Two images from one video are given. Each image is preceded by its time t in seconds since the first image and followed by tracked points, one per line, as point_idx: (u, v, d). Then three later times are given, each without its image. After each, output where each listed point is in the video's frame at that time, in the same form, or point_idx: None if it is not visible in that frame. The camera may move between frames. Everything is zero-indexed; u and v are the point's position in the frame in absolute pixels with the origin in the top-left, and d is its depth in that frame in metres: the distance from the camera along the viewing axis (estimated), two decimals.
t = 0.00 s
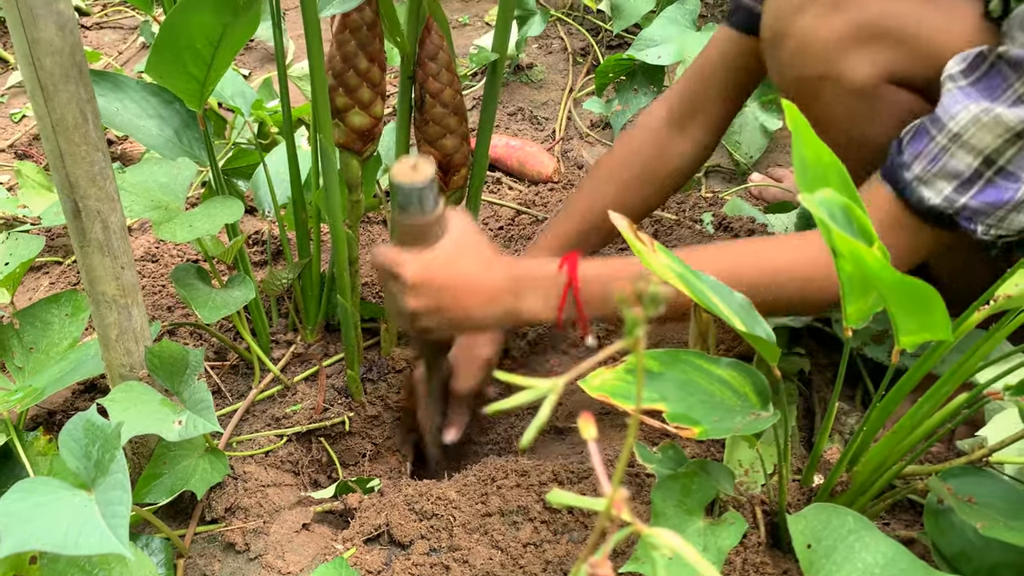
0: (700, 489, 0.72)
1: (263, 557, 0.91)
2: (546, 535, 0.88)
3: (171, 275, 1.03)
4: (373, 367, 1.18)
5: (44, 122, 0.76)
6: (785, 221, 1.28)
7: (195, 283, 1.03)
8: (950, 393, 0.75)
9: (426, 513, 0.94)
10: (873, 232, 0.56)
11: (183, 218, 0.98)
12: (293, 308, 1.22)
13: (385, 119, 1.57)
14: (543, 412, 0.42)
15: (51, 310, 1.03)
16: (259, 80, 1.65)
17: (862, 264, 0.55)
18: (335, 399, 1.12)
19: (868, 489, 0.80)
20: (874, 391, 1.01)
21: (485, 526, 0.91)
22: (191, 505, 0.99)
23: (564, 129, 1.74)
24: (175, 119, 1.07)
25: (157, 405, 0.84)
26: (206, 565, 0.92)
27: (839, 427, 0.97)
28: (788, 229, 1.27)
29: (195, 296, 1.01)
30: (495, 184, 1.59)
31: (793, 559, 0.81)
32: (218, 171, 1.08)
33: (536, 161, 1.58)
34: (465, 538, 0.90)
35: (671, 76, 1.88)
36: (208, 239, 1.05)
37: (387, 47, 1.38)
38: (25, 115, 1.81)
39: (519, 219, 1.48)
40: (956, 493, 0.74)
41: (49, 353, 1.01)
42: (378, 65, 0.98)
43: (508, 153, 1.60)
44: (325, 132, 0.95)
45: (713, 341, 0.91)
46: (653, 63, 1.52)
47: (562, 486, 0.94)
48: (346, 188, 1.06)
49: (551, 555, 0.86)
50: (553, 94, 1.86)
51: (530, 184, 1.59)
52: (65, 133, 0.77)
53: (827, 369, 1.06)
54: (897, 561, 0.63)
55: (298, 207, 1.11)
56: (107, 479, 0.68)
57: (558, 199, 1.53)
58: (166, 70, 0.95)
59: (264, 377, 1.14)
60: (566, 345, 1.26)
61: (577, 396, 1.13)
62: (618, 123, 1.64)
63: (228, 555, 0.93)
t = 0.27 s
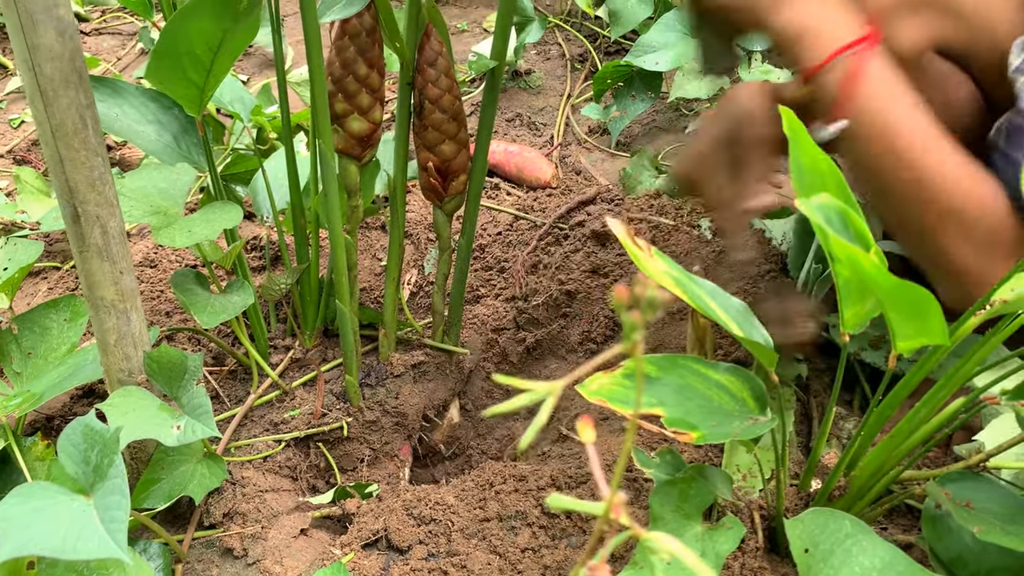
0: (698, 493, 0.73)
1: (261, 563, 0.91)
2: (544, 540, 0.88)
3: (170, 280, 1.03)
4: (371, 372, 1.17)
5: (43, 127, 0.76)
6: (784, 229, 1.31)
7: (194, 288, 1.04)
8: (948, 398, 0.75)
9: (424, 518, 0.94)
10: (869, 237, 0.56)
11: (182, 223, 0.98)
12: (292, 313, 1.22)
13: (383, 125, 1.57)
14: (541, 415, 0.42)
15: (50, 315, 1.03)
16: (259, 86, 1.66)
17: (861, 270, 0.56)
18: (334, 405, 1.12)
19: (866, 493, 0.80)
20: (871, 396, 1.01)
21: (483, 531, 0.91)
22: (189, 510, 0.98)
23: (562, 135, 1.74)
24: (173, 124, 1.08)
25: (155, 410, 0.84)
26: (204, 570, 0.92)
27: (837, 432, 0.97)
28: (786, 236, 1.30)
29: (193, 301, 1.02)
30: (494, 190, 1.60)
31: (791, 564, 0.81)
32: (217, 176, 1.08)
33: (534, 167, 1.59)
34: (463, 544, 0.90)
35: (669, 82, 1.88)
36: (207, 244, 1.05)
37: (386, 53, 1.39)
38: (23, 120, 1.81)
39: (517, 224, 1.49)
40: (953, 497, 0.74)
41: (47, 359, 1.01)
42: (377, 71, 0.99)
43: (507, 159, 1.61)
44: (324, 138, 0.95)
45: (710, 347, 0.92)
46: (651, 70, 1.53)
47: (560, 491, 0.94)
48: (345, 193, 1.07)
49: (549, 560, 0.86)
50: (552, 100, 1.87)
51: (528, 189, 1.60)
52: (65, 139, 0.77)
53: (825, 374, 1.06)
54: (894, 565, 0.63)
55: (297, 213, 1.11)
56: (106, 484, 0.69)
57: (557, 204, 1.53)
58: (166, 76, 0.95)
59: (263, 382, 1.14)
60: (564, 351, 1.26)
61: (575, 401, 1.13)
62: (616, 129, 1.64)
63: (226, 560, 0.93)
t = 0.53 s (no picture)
0: (700, 496, 0.74)
1: (261, 565, 0.91)
2: (546, 543, 0.88)
3: (171, 282, 1.03)
4: (372, 374, 1.17)
5: (45, 128, 0.76)
6: (784, 231, 1.27)
7: (195, 290, 1.03)
8: (951, 401, 0.75)
9: (425, 521, 0.94)
10: (873, 238, 0.56)
11: (183, 225, 0.98)
12: (292, 315, 1.22)
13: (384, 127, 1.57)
14: (547, 417, 0.42)
15: (50, 317, 1.03)
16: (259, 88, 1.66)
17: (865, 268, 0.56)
18: (335, 407, 1.11)
19: (869, 497, 0.80)
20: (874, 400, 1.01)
21: (484, 534, 0.91)
22: (190, 512, 0.98)
23: (563, 137, 1.74)
24: (175, 125, 1.07)
25: (156, 412, 0.84)
26: (205, 573, 0.91)
27: (839, 435, 0.97)
28: (788, 238, 1.26)
29: (194, 303, 1.01)
30: (494, 193, 1.60)
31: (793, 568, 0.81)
32: (218, 178, 1.08)
33: (535, 169, 1.59)
34: (464, 546, 0.90)
35: (670, 85, 1.88)
36: (208, 246, 1.05)
37: (388, 55, 1.39)
38: (24, 122, 1.81)
39: (518, 227, 1.49)
40: (955, 502, 0.74)
41: (48, 360, 1.00)
42: (379, 73, 0.99)
43: (507, 161, 1.61)
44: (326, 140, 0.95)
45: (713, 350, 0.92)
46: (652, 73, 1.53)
47: (561, 494, 0.94)
48: (346, 195, 1.06)
49: (550, 563, 0.85)
50: (552, 102, 1.87)
51: (529, 192, 1.59)
52: (66, 140, 0.77)
53: (827, 378, 1.06)
54: (898, 569, 0.63)
55: (298, 215, 1.11)
56: (106, 486, 0.68)
57: (558, 207, 1.53)
58: (168, 78, 0.95)
59: (264, 384, 1.14)
60: (566, 354, 1.25)
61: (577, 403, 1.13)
62: (617, 131, 1.64)
63: (227, 563, 0.92)
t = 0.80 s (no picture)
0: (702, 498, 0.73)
1: (262, 566, 0.91)
2: (547, 545, 0.88)
3: (172, 281, 1.02)
4: (373, 374, 1.17)
5: (47, 128, 0.76)
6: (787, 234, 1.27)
7: (196, 290, 1.03)
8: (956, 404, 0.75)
9: (426, 521, 0.93)
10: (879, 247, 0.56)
11: (185, 225, 0.98)
12: (294, 315, 1.22)
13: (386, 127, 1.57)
14: (552, 418, 0.42)
15: (51, 316, 1.02)
16: (261, 87, 1.66)
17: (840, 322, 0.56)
18: (336, 407, 1.11)
19: (871, 499, 0.80)
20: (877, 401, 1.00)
21: (486, 535, 0.91)
22: (191, 513, 0.98)
23: (565, 138, 1.74)
24: (176, 125, 1.07)
25: (158, 412, 0.84)
26: (206, 573, 0.91)
27: (842, 437, 0.97)
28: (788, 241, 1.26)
29: (195, 303, 1.01)
30: (496, 193, 1.60)
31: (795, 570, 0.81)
32: (220, 179, 1.08)
33: (536, 169, 1.59)
34: (465, 547, 0.89)
35: (671, 85, 1.88)
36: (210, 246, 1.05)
37: (389, 55, 1.38)
38: (25, 122, 1.81)
39: (519, 227, 1.48)
40: (960, 504, 0.74)
41: (48, 360, 1.00)
42: (381, 72, 0.99)
43: (509, 162, 1.61)
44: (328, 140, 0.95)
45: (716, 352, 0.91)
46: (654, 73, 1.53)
47: (563, 495, 0.94)
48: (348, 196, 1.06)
49: (552, 564, 0.85)
50: (554, 103, 1.87)
51: (531, 192, 1.59)
52: (68, 139, 0.77)
53: (829, 379, 1.06)
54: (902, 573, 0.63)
55: (300, 215, 1.11)
56: (107, 486, 0.68)
57: (559, 208, 1.53)
58: (170, 77, 0.95)
59: (265, 384, 1.14)
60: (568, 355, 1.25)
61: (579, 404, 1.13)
62: (619, 132, 1.64)
63: (228, 563, 0.92)
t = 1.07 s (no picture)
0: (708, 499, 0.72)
1: (262, 565, 0.91)
2: (547, 544, 0.88)
3: (173, 280, 1.02)
4: (373, 374, 1.17)
5: (48, 127, 0.76)
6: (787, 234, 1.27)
7: (197, 289, 1.03)
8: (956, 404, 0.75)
9: (427, 521, 0.93)
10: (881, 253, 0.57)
11: (186, 224, 0.98)
12: (294, 314, 1.22)
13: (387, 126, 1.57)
14: (552, 418, 0.42)
15: (52, 316, 1.03)
16: (262, 86, 1.66)
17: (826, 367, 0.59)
18: (337, 407, 1.11)
19: (872, 499, 0.80)
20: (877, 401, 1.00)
21: (486, 534, 0.91)
22: (191, 512, 0.98)
23: (565, 137, 1.74)
24: (177, 124, 1.07)
25: (158, 411, 0.84)
26: (206, 572, 0.91)
27: (842, 437, 0.97)
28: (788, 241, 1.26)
29: (196, 302, 1.01)
30: (496, 192, 1.60)
31: (795, 569, 0.81)
32: (220, 178, 1.08)
33: (537, 169, 1.59)
34: (465, 546, 0.89)
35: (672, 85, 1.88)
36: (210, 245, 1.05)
37: (390, 55, 1.38)
38: (26, 121, 1.81)
39: (520, 227, 1.48)
40: (961, 504, 0.74)
41: (49, 359, 1.00)
42: (381, 72, 0.99)
43: (509, 161, 1.60)
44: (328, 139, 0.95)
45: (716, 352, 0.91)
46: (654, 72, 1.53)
47: (563, 494, 0.94)
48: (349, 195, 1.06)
49: (551, 563, 0.85)
50: (555, 102, 1.86)
51: (531, 192, 1.59)
52: (68, 138, 0.77)
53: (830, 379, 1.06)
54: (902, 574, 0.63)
55: (300, 214, 1.11)
56: (107, 485, 0.68)
57: (559, 207, 1.53)
58: (170, 76, 0.95)
59: (266, 383, 1.14)
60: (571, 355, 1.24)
61: (579, 404, 1.13)
62: (620, 131, 1.64)
63: (228, 562, 0.92)
